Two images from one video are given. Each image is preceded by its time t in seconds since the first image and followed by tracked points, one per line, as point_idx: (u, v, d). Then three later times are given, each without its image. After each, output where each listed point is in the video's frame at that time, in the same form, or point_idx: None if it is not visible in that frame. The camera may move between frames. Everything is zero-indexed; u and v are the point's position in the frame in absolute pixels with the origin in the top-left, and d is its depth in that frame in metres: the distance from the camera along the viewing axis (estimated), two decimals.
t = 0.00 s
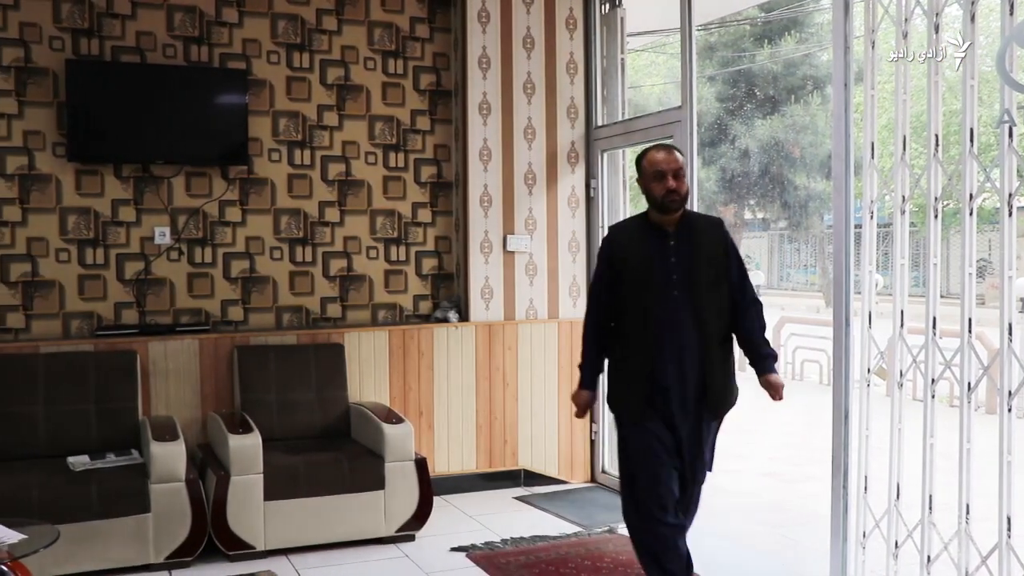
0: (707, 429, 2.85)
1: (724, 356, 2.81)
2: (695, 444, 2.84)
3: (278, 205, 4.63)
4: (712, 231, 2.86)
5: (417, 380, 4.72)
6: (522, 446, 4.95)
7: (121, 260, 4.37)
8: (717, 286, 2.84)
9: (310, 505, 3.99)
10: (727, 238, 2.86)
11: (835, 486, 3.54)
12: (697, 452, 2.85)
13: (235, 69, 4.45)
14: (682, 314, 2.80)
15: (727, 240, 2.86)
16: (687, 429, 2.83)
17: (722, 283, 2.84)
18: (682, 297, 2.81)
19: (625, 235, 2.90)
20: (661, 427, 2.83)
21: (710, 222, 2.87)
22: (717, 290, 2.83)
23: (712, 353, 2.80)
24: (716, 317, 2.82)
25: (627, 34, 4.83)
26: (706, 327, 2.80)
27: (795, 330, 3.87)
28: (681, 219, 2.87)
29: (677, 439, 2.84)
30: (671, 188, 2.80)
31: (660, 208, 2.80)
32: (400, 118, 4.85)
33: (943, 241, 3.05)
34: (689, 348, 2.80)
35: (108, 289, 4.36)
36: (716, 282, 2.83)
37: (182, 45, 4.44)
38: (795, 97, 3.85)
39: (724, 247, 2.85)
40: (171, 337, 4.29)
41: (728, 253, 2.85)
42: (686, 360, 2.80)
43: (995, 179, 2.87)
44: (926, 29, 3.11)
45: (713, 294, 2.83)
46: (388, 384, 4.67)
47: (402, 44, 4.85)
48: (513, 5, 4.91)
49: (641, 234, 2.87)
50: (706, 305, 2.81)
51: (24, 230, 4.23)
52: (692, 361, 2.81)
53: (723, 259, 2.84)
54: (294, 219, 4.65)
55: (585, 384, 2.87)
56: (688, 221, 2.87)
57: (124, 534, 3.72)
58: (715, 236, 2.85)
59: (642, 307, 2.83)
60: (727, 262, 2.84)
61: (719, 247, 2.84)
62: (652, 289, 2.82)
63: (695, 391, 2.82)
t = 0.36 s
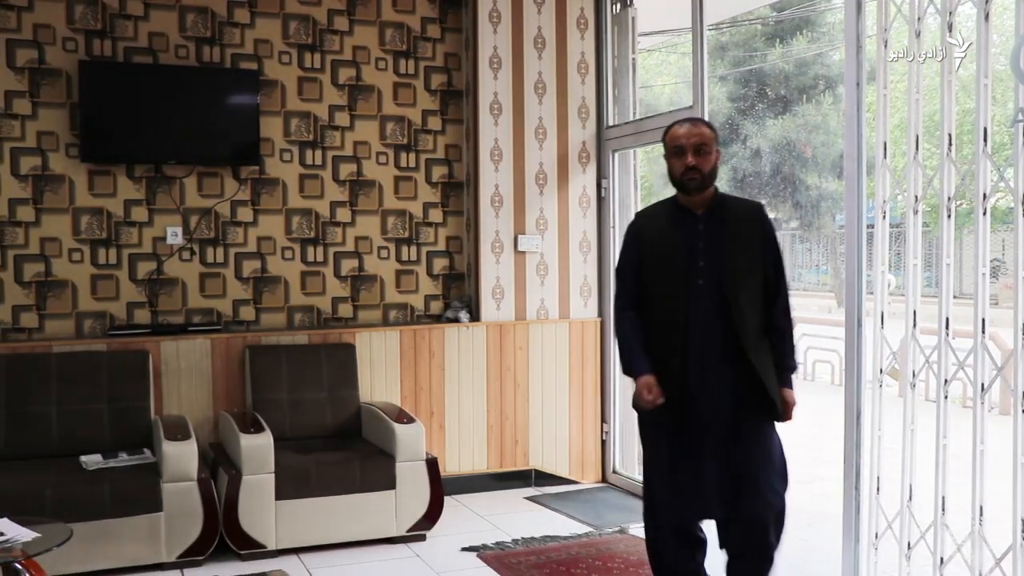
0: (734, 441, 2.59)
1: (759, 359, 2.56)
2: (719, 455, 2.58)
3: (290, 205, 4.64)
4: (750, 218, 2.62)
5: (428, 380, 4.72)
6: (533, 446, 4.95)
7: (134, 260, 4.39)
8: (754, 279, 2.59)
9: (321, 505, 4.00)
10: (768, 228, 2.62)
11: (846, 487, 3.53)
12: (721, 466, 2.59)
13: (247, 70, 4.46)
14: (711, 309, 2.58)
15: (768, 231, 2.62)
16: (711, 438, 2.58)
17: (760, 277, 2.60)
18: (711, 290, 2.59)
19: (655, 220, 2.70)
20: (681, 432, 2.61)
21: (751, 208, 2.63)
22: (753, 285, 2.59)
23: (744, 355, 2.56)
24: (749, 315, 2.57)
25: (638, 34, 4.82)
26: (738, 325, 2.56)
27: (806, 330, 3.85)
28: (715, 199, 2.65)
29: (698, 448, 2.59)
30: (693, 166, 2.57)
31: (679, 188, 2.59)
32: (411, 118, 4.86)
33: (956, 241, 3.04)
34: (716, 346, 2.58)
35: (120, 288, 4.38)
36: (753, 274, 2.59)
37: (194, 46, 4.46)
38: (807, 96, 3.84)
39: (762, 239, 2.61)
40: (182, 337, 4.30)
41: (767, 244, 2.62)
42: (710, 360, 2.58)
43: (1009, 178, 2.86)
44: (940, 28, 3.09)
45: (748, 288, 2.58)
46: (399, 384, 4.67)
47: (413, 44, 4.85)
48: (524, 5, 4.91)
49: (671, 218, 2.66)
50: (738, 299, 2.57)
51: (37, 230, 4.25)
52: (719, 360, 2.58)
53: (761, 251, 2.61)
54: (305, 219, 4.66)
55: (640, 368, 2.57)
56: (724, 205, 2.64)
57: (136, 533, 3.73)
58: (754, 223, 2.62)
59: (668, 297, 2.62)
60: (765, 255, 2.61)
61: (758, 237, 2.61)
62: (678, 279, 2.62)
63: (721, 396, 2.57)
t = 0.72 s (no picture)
0: (772, 480, 2.23)
1: (808, 386, 2.21)
2: (749, 492, 2.24)
3: (302, 205, 4.65)
4: (813, 223, 2.28)
5: (440, 380, 4.72)
6: (545, 446, 4.95)
7: (147, 260, 4.41)
8: (813, 294, 2.24)
9: (333, 504, 4.01)
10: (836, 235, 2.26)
11: (859, 488, 3.51)
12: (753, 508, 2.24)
13: (260, 71, 4.47)
14: (755, 324, 2.25)
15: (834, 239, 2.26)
16: (743, 473, 2.24)
17: (821, 292, 2.25)
18: (752, 302, 2.26)
19: (705, 220, 2.40)
20: (708, 461, 2.29)
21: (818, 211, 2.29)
22: (809, 300, 2.24)
23: (791, 382, 2.21)
24: (802, 335, 2.22)
25: (650, 34, 4.81)
26: (785, 345, 2.22)
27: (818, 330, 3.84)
28: (773, 201, 2.32)
29: (727, 482, 2.26)
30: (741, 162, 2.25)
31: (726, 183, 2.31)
32: (423, 118, 4.86)
33: (970, 241, 3.02)
34: (755, 366, 2.24)
35: (133, 288, 4.39)
36: (811, 288, 2.24)
37: (207, 47, 4.47)
38: (819, 96, 3.82)
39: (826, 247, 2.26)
40: (195, 336, 4.32)
41: (831, 254, 2.26)
42: (748, 382, 2.24)
43: None
44: (954, 27, 3.08)
45: (803, 304, 2.24)
46: (411, 384, 4.67)
47: (425, 44, 4.85)
48: (536, 5, 4.91)
49: (723, 218, 2.36)
50: (789, 315, 2.23)
51: (51, 230, 4.28)
52: (761, 385, 2.24)
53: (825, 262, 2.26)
54: (317, 220, 4.67)
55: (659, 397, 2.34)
56: (782, 204, 2.31)
57: (149, 532, 3.75)
58: (816, 230, 2.27)
59: (705, 306, 2.31)
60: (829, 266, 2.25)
61: (822, 246, 2.26)
62: (719, 285, 2.30)
63: (758, 425, 2.23)
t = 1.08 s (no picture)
0: (784, 499, 2.00)
1: (822, 392, 1.96)
2: (755, 508, 2.02)
3: (314, 205, 4.66)
4: (841, 213, 2.02)
5: (452, 380, 4.72)
6: (557, 446, 4.94)
7: (160, 260, 4.42)
8: (837, 291, 1.98)
9: (345, 504, 4.02)
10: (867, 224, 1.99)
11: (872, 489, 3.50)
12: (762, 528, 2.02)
13: (272, 71, 4.48)
14: (766, 324, 2.04)
15: (865, 229, 1.99)
16: (748, 486, 2.03)
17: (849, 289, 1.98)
18: (762, 298, 2.06)
19: (727, 212, 2.22)
20: (717, 474, 2.10)
21: (850, 200, 2.03)
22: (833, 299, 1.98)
23: (806, 390, 1.96)
24: (815, 335, 1.97)
25: (662, 33, 4.81)
26: (800, 349, 1.98)
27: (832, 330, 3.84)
28: (786, 188, 2.09)
29: (732, 496, 2.07)
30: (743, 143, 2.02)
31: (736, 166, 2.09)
32: (435, 118, 4.86)
33: (985, 241, 3.00)
34: (762, 369, 2.03)
35: (146, 288, 4.41)
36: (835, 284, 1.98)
37: (220, 47, 4.48)
38: (832, 95, 3.81)
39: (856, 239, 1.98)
40: (208, 336, 4.33)
41: (861, 247, 1.98)
42: (756, 384, 2.04)
43: None
44: (968, 26, 3.06)
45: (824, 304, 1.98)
46: (422, 384, 4.68)
47: (436, 45, 4.86)
48: (547, 5, 4.90)
49: (741, 211, 2.18)
50: (806, 315, 1.99)
51: (65, 230, 4.30)
52: (773, 392, 2.01)
53: (853, 256, 1.98)
54: (329, 220, 4.68)
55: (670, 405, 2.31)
56: (804, 193, 2.08)
57: (162, 531, 3.76)
58: (839, 219, 2.01)
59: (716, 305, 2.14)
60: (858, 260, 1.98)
61: (849, 238, 1.99)
62: (732, 281, 2.12)
63: (765, 434, 2.02)
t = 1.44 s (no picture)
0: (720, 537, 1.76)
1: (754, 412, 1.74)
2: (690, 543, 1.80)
3: (326, 205, 4.67)
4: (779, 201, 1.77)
5: (463, 380, 4.72)
6: (568, 446, 4.94)
7: (173, 260, 4.44)
8: (772, 296, 1.74)
9: (356, 503, 4.02)
10: (806, 215, 1.73)
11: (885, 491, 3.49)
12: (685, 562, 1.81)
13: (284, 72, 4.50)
14: (695, 332, 1.81)
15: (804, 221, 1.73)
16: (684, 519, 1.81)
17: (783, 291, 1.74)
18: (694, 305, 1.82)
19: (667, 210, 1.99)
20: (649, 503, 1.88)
21: (788, 185, 1.78)
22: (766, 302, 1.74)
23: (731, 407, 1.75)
24: (748, 348, 1.75)
25: (674, 33, 4.82)
26: (727, 359, 1.76)
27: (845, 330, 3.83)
28: (720, 178, 1.85)
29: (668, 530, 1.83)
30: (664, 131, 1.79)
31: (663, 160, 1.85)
32: (447, 119, 4.87)
33: (999, 241, 2.98)
34: (692, 386, 1.80)
35: (159, 288, 4.42)
36: (768, 285, 1.74)
37: (232, 48, 4.50)
38: (845, 95, 3.79)
39: (791, 233, 1.74)
40: (221, 335, 4.35)
41: (799, 242, 1.73)
42: (686, 403, 1.81)
43: None
44: (983, 24, 3.04)
45: (755, 309, 1.75)
46: (435, 384, 4.68)
47: (448, 45, 4.86)
48: (559, 5, 4.90)
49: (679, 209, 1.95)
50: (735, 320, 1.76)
51: (79, 230, 4.32)
52: (697, 407, 1.79)
53: (790, 253, 1.74)
54: (341, 220, 4.69)
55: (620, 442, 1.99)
56: (739, 183, 1.84)
57: (174, 530, 3.78)
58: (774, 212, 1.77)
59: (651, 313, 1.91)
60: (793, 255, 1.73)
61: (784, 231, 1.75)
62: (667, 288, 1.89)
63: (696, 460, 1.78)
